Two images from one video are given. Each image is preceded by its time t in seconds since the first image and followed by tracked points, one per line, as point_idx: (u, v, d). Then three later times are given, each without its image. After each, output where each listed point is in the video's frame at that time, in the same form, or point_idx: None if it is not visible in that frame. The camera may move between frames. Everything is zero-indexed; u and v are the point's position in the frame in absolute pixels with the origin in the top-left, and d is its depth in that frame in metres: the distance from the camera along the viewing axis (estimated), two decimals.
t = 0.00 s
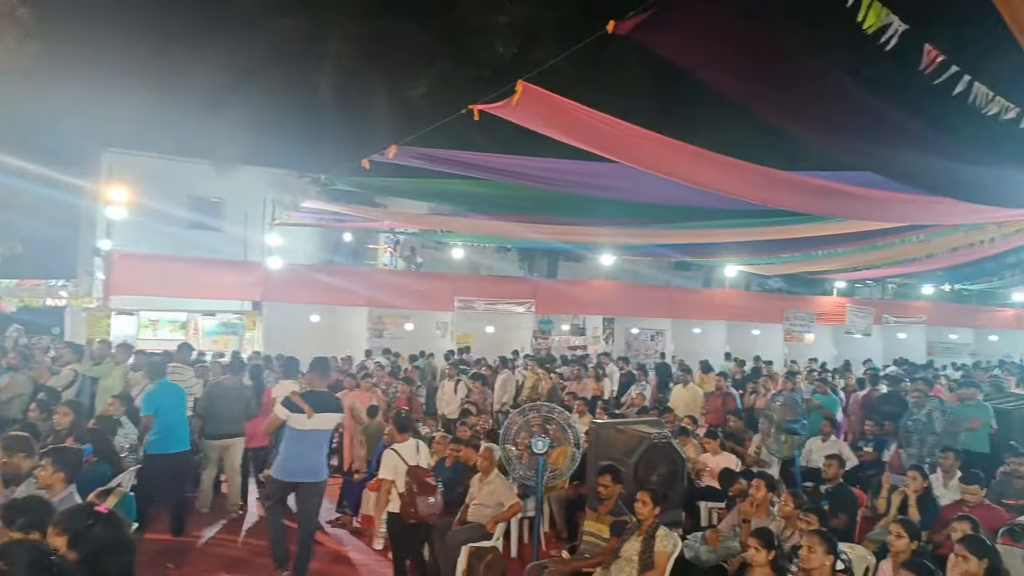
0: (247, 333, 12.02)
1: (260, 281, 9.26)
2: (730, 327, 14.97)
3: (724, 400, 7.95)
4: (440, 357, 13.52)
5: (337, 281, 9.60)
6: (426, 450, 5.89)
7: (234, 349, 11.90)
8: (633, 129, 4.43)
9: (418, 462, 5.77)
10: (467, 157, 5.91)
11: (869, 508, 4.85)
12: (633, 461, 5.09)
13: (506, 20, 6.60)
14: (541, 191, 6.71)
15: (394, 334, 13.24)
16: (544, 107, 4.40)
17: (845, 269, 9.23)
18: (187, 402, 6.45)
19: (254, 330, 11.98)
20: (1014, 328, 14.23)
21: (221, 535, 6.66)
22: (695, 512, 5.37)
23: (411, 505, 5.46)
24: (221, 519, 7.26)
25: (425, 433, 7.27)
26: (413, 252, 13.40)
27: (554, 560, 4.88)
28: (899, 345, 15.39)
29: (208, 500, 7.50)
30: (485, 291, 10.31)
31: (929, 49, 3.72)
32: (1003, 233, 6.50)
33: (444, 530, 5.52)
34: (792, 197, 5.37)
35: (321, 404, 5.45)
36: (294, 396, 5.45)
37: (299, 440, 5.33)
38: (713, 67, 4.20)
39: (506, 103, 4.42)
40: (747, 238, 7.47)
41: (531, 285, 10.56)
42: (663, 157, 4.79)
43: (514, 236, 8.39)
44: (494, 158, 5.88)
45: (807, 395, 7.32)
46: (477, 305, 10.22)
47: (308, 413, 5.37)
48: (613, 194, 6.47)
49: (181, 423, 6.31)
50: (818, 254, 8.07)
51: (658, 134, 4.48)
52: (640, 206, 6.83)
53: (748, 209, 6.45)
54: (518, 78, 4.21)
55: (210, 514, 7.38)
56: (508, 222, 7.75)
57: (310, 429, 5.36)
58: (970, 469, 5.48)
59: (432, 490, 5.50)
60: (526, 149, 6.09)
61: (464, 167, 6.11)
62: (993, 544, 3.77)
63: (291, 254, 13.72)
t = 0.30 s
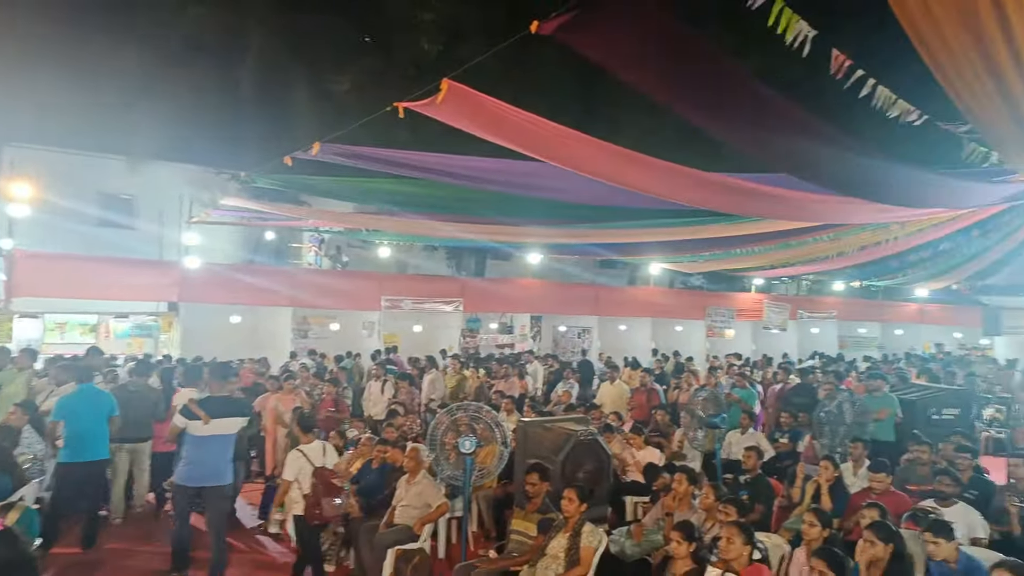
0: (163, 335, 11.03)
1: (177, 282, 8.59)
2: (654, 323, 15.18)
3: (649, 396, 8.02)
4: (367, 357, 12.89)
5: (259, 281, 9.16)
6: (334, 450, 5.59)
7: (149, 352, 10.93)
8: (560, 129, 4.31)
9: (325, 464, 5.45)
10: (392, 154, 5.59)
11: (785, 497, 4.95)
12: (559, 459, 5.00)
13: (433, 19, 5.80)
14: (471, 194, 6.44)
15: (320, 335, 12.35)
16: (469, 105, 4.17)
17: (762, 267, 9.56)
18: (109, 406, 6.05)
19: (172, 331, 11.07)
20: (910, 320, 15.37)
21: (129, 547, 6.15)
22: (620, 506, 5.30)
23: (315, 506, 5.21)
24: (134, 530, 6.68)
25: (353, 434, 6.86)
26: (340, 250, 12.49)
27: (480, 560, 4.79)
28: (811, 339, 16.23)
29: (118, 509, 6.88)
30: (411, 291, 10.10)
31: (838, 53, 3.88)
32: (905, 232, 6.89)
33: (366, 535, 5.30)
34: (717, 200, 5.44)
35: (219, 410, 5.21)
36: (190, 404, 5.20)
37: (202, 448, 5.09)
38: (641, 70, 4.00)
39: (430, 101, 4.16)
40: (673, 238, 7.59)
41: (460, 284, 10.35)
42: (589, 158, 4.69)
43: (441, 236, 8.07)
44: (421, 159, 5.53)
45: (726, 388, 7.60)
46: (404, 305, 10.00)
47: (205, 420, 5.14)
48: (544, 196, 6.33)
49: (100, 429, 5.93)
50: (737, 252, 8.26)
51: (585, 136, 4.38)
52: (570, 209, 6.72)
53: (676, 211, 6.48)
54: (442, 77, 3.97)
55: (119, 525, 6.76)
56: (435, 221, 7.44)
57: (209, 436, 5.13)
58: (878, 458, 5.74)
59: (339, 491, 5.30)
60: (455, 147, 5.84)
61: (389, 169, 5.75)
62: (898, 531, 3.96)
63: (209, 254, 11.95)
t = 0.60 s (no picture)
0: (69, 338, 9.98)
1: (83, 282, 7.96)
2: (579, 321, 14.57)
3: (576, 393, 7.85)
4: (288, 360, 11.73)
5: (178, 282, 8.67)
6: (234, 449, 5.06)
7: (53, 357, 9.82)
8: (485, 127, 4.20)
9: (223, 464, 4.93)
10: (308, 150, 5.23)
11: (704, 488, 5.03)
12: (486, 458, 4.90)
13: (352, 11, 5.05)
14: (393, 202, 6.10)
15: (240, 336, 11.26)
16: (389, 101, 3.99)
17: (683, 264, 9.74)
18: (20, 415, 5.54)
19: (78, 334, 9.99)
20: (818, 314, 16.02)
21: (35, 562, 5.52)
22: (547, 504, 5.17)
23: (206, 505, 4.69)
24: (41, 542, 5.99)
25: (275, 438, 6.41)
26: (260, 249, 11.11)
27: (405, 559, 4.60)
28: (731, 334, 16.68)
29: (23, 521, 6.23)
30: (333, 289, 9.68)
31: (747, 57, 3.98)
32: (814, 232, 7.43)
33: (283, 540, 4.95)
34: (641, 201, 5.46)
35: (108, 407, 4.82)
36: (76, 401, 4.79)
37: (94, 448, 4.71)
38: (565, 70, 3.98)
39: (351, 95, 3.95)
40: (599, 240, 7.59)
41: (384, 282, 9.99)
42: (512, 156, 4.55)
43: (365, 236, 7.49)
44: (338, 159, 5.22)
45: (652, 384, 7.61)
46: (327, 305, 9.59)
47: (93, 418, 4.75)
48: (469, 195, 6.12)
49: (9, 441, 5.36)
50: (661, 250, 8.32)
51: (510, 134, 4.27)
52: (497, 210, 6.55)
53: (603, 210, 6.44)
54: (363, 71, 3.78)
55: (25, 539, 6.04)
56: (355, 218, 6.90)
57: (99, 434, 4.75)
58: (794, 448, 5.91)
59: (234, 492, 4.79)
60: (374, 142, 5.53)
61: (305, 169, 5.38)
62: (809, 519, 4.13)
63: (117, 254, 9.46)
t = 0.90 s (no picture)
0: None
1: None
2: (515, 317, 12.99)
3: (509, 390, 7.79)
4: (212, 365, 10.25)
5: (95, 280, 8.65)
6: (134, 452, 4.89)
7: None
8: (414, 125, 4.16)
9: (122, 468, 4.75)
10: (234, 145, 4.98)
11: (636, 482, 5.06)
12: (419, 457, 4.82)
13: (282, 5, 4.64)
14: (324, 199, 5.88)
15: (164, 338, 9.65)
16: (315, 99, 3.90)
17: (617, 262, 9.74)
18: None
19: None
20: (747, 311, 17.38)
21: None
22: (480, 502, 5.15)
23: (104, 510, 4.57)
24: None
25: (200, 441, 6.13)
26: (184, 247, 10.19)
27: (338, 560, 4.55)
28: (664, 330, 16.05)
29: None
30: (264, 288, 9.88)
31: (675, 58, 3.99)
32: (741, 228, 7.55)
33: (209, 546, 4.75)
34: (578, 200, 5.44)
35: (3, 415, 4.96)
36: None
37: None
38: (496, 68, 3.96)
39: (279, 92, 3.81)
40: (533, 239, 7.52)
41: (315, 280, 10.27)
42: (440, 152, 4.50)
43: (293, 233, 7.23)
44: (266, 154, 4.99)
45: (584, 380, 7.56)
46: (256, 305, 9.84)
47: None
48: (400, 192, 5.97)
49: None
50: (594, 248, 8.26)
51: (439, 131, 4.25)
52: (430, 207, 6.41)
53: (539, 209, 6.37)
54: (292, 66, 3.67)
55: None
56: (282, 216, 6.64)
57: None
58: (720, 441, 6.00)
59: (135, 496, 4.66)
60: (303, 138, 5.32)
61: (228, 163, 5.13)
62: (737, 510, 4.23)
63: (29, 252, 8.53)
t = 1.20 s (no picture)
0: None
1: None
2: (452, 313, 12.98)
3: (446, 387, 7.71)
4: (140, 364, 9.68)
5: (13, 277, 7.78)
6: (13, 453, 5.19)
7: None
8: (349, 119, 4.08)
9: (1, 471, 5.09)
10: (159, 138, 4.69)
11: (572, 477, 5.05)
12: (354, 457, 4.73)
13: None
14: (255, 193, 5.65)
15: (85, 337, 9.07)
16: (241, 94, 3.78)
17: (554, 258, 9.68)
18: None
19: None
20: (680, 306, 17.64)
21: None
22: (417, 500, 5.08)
23: None
24: None
25: (121, 445, 5.94)
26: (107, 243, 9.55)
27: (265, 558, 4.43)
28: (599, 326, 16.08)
29: None
30: (192, 286, 9.08)
31: (609, 54, 4.14)
32: (674, 226, 7.72)
33: (133, 552, 4.57)
34: (518, 193, 5.38)
35: None
36: None
37: None
38: (431, 66, 3.89)
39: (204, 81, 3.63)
40: (468, 236, 7.37)
41: (249, 277, 9.64)
42: (373, 147, 4.42)
43: (225, 229, 7.00)
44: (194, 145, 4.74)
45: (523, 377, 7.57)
46: (185, 302, 8.99)
47: None
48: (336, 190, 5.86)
49: None
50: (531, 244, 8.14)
51: (373, 125, 4.19)
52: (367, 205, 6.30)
53: (477, 205, 6.26)
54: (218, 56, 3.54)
55: None
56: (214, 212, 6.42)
57: None
58: (653, 434, 6.06)
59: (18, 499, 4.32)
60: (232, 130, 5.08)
61: (151, 156, 4.93)
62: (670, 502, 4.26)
63: None
